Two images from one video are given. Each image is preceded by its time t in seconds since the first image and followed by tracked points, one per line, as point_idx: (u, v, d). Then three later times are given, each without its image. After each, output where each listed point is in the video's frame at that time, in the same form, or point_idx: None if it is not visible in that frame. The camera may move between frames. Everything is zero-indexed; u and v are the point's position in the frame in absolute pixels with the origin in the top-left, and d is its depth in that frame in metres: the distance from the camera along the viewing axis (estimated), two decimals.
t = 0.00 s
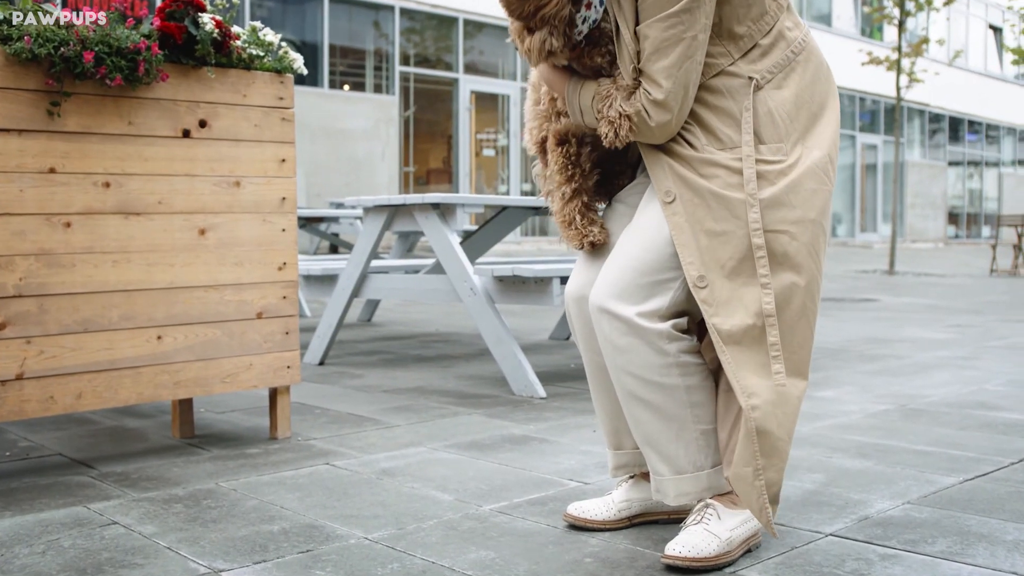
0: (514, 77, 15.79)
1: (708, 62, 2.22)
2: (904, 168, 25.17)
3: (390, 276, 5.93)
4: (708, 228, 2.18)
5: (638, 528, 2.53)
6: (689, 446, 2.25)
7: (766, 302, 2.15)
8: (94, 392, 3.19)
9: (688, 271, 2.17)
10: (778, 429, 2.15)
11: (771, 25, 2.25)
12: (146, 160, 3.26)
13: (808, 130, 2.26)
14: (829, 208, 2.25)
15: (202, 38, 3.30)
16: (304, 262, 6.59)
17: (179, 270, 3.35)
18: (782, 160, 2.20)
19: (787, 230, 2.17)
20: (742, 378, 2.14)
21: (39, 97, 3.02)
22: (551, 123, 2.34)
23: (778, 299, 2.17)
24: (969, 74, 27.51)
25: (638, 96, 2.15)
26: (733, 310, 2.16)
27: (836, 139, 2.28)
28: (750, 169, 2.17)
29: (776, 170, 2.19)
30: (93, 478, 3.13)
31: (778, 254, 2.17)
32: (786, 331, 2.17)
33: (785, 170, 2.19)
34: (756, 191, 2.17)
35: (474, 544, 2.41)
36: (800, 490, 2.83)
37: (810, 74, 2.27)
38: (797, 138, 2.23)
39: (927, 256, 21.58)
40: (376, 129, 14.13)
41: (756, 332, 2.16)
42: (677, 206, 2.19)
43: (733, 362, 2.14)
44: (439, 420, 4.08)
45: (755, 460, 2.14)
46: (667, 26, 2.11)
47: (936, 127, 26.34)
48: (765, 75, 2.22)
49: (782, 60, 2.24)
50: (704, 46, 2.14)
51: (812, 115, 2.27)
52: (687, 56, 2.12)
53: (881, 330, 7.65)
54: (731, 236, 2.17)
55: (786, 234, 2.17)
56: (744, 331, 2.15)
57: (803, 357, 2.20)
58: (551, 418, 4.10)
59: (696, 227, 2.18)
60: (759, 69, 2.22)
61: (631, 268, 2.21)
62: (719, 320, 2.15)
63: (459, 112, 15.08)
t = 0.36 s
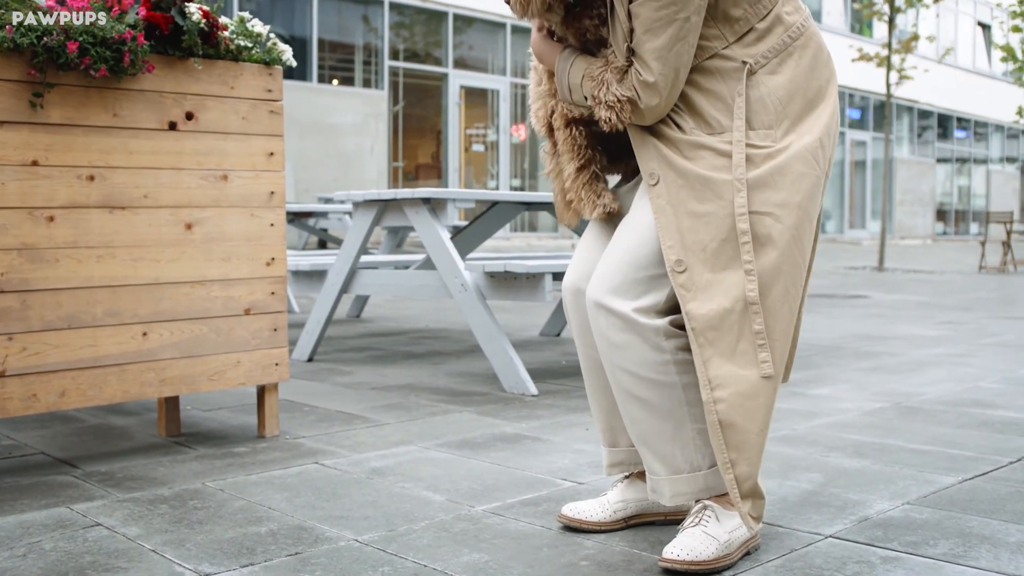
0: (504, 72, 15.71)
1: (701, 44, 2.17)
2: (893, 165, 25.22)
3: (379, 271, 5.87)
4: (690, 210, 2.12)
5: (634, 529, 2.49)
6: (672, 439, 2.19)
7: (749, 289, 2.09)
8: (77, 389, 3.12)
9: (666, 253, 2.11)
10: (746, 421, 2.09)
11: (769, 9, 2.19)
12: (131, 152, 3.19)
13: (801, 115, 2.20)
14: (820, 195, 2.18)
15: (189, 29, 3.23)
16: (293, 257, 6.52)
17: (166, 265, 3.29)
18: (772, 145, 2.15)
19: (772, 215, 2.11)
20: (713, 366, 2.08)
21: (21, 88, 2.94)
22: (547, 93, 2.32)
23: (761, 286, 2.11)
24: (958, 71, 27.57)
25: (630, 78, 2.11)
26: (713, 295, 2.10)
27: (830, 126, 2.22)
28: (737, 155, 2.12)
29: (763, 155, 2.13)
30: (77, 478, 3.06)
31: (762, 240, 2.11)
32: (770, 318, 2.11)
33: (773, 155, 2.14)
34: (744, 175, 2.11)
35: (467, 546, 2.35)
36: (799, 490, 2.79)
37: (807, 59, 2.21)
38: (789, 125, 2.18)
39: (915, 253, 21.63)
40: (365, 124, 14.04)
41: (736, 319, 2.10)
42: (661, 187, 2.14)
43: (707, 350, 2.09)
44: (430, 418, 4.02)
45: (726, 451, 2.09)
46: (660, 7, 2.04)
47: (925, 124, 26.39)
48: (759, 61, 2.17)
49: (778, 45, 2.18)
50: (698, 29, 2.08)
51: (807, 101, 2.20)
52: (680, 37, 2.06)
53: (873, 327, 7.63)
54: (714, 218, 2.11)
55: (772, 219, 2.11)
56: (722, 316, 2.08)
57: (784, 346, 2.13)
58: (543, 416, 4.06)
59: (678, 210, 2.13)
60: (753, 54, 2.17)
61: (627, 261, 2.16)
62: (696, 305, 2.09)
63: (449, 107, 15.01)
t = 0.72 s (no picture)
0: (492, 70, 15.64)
1: (692, 27, 2.12)
2: (880, 164, 25.25)
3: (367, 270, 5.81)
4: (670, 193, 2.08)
5: (628, 534, 2.44)
6: (655, 433, 2.14)
7: (728, 275, 2.03)
8: (59, 390, 3.05)
9: (644, 238, 2.07)
10: (718, 412, 2.03)
11: None
12: (114, 148, 3.12)
13: (792, 102, 2.14)
14: (808, 184, 2.11)
15: (174, 22, 3.16)
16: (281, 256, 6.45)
17: (150, 263, 3.22)
18: (759, 131, 2.10)
19: (754, 200, 2.05)
20: (686, 354, 2.03)
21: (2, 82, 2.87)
22: (539, 75, 2.26)
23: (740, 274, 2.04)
24: (944, 71, 27.64)
25: (618, 59, 2.08)
26: (690, 282, 2.05)
27: (823, 113, 2.15)
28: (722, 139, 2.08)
29: (748, 141, 2.08)
30: (58, 481, 2.99)
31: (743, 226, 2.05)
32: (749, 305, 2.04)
33: (758, 141, 2.08)
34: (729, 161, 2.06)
35: (460, 552, 2.30)
36: (795, 493, 2.75)
37: (801, 47, 2.16)
38: (779, 112, 2.12)
39: (902, 252, 21.64)
40: (353, 121, 13.96)
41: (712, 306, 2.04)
42: (642, 170, 2.11)
43: (682, 338, 2.04)
44: (419, 419, 3.97)
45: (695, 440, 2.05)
46: None
47: (912, 123, 26.44)
48: (751, 46, 2.12)
49: (770, 30, 2.14)
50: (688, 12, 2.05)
51: (800, 88, 2.15)
52: (669, 17, 2.03)
53: (863, 326, 7.60)
54: (695, 203, 2.06)
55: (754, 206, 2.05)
56: (698, 303, 2.03)
57: (763, 336, 2.07)
58: (534, 417, 4.01)
59: (657, 193, 2.08)
60: (745, 38, 2.12)
61: (619, 257, 2.12)
62: (672, 291, 2.05)
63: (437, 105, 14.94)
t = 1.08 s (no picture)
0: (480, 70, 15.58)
1: (684, 10, 2.08)
2: (866, 165, 25.31)
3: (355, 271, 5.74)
4: (652, 182, 2.03)
5: (623, 541, 2.39)
6: (641, 430, 2.09)
7: (703, 266, 1.98)
8: (40, 394, 2.98)
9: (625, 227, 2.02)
10: (692, 407, 1.99)
11: None
12: (96, 147, 3.04)
13: (782, 93, 2.09)
14: (797, 177, 2.06)
15: (158, 19, 3.09)
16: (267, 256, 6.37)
17: (133, 264, 3.15)
18: (746, 121, 2.05)
19: (736, 191, 2.01)
20: (662, 348, 1.99)
21: None
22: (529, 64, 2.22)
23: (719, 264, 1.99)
24: (930, 73, 27.71)
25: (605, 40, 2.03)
26: (670, 273, 2.00)
27: (813, 105, 2.10)
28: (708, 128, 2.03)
29: (733, 131, 2.04)
30: (38, 488, 2.92)
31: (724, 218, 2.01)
32: (727, 298, 1.99)
33: (743, 131, 2.04)
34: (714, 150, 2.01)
35: (451, 561, 2.24)
36: (792, 498, 2.70)
37: (794, 36, 2.11)
38: (769, 101, 2.07)
39: (889, 253, 21.66)
40: (339, 122, 13.88)
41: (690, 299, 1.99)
42: (626, 158, 2.05)
43: (658, 329, 1.99)
44: (408, 422, 3.91)
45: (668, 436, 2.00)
46: None
47: (898, 124, 26.49)
48: (741, 33, 2.07)
49: (761, 18, 2.09)
50: None
51: (792, 78, 2.10)
52: None
53: (853, 327, 7.57)
54: (677, 193, 2.01)
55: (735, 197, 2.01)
56: (675, 295, 1.98)
57: (745, 331, 2.01)
58: (524, 420, 3.95)
59: (641, 182, 2.03)
60: (736, 24, 2.07)
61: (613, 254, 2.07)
62: (651, 283, 2.00)
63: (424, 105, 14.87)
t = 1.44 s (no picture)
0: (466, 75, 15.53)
1: None
2: (851, 170, 25.36)
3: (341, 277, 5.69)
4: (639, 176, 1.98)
5: (617, 552, 2.34)
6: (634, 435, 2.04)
7: (681, 263, 1.94)
8: (20, 405, 2.91)
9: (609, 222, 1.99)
10: (671, 405, 1.94)
11: None
12: (77, 152, 2.98)
13: (772, 87, 2.04)
14: (786, 175, 2.00)
15: (140, 20, 3.03)
16: (252, 262, 6.30)
17: (115, 271, 3.08)
18: (734, 115, 2.00)
19: (722, 188, 1.96)
20: (643, 346, 1.95)
21: None
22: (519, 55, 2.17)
23: (700, 262, 1.95)
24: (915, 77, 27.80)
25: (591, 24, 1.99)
26: (651, 270, 1.96)
27: (805, 99, 2.05)
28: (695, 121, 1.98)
29: (721, 126, 1.99)
30: (18, 501, 2.85)
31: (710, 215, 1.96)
32: (709, 296, 1.95)
33: (731, 126, 1.99)
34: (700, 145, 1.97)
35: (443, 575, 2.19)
36: (788, 508, 2.66)
37: (785, 28, 2.07)
38: (759, 96, 2.03)
39: (874, 257, 21.69)
40: (325, 127, 13.82)
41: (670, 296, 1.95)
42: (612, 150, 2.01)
43: (638, 326, 1.95)
44: (396, 431, 3.85)
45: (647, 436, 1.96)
46: None
47: (883, 129, 26.55)
48: (733, 24, 2.03)
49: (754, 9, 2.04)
50: None
51: (784, 71, 2.05)
52: None
53: (842, 331, 7.55)
54: (662, 188, 1.97)
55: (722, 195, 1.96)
56: (655, 293, 1.94)
57: (728, 330, 1.96)
58: (514, 428, 3.90)
59: (627, 177, 1.99)
60: (727, 14, 2.03)
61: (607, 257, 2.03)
62: (634, 280, 1.96)
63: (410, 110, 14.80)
